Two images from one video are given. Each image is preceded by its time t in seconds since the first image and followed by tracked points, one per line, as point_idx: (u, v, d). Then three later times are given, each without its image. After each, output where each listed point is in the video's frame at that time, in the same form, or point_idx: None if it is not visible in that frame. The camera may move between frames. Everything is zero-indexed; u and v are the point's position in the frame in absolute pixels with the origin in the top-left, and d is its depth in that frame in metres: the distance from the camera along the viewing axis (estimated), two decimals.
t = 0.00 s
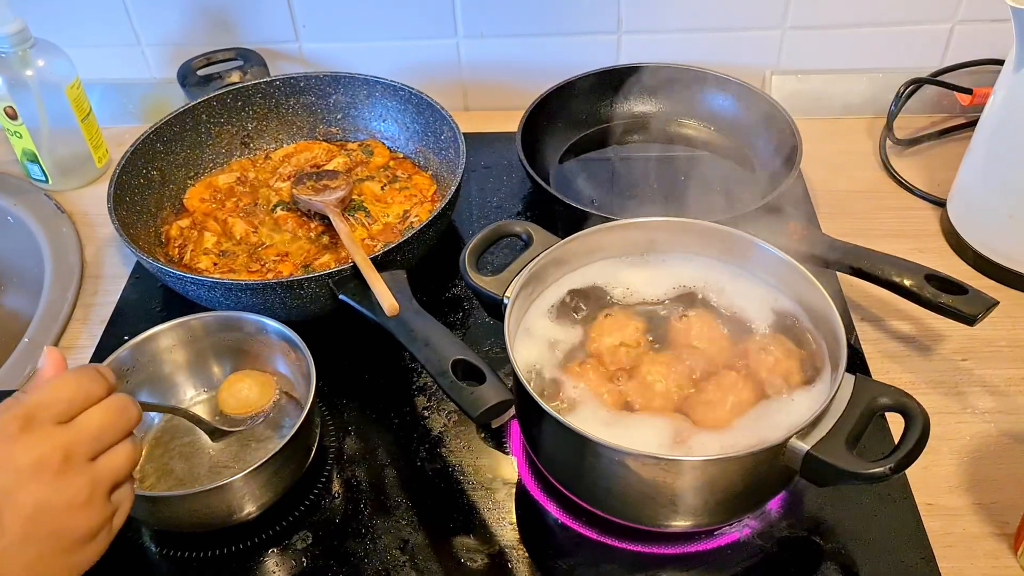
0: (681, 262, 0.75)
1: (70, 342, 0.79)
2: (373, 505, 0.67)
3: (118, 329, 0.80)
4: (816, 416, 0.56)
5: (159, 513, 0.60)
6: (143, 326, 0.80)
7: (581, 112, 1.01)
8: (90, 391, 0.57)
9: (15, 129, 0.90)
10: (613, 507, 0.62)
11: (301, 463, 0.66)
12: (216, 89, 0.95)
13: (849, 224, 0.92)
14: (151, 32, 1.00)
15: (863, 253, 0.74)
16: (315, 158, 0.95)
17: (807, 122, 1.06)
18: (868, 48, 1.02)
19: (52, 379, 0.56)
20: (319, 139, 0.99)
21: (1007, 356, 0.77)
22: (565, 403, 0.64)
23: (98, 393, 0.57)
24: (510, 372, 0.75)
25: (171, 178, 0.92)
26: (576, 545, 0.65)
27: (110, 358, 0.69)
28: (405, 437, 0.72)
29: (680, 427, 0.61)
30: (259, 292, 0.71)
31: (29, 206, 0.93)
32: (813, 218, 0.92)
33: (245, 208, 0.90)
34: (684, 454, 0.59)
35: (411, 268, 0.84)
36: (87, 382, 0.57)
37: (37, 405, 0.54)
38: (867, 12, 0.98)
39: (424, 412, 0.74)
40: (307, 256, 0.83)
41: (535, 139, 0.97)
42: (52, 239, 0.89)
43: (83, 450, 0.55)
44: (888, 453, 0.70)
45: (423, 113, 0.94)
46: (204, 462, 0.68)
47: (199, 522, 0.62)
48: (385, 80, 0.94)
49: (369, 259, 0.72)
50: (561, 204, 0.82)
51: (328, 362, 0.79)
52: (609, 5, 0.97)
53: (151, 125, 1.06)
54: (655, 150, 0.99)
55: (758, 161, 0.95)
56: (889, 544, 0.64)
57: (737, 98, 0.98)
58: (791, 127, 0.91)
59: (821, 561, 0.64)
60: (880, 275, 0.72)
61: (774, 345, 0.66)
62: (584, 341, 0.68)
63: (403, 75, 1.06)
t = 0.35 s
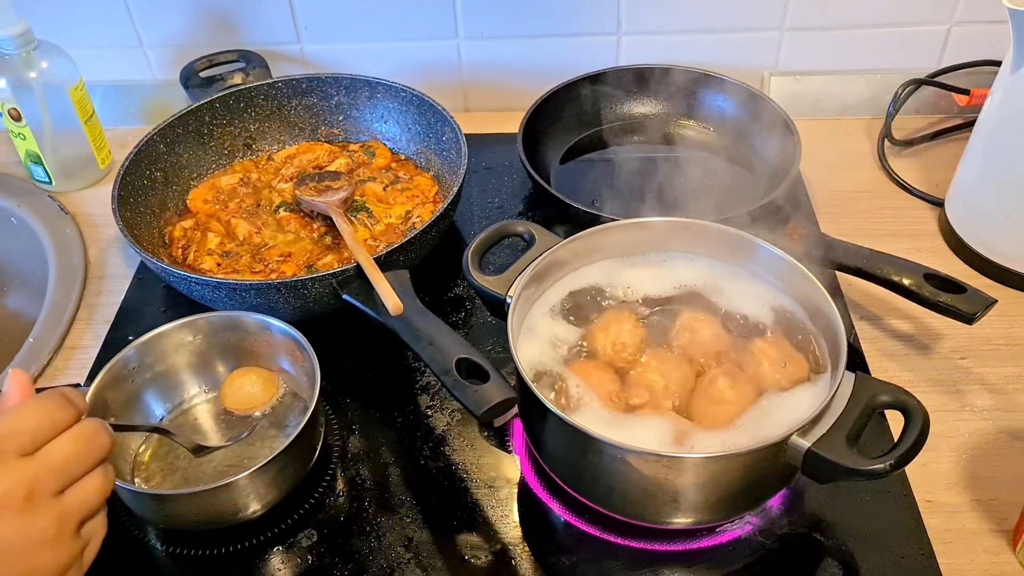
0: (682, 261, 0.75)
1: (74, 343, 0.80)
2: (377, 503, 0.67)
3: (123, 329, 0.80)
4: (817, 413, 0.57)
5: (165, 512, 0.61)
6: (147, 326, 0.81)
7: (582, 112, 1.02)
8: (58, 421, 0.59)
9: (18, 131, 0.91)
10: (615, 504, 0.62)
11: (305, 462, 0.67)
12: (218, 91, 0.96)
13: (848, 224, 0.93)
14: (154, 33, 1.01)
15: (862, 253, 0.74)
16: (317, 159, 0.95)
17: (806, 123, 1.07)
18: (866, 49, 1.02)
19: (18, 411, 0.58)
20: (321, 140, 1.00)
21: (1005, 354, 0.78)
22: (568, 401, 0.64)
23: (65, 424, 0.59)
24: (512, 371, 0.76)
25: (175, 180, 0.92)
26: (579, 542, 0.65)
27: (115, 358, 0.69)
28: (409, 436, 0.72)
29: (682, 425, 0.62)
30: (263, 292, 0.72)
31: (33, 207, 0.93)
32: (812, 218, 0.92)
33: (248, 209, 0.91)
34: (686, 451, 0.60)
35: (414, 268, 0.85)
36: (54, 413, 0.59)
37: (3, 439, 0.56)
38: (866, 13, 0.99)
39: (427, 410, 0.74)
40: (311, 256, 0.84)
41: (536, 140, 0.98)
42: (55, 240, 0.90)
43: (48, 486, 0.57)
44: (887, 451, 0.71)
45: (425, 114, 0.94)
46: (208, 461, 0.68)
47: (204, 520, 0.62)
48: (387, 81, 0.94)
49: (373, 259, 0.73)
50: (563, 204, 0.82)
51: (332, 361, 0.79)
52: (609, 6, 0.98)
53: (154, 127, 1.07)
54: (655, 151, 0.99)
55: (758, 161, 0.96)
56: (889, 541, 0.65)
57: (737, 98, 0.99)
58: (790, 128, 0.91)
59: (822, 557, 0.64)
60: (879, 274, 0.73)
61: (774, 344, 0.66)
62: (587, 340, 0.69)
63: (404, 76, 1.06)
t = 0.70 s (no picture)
0: (672, 272, 0.77)
1: (76, 354, 0.81)
2: (373, 511, 0.68)
3: (123, 341, 0.82)
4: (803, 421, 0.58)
5: (165, 520, 0.62)
6: (147, 337, 0.82)
7: (576, 124, 1.03)
8: (39, 428, 0.61)
9: (20, 146, 0.92)
10: (607, 511, 0.63)
11: (303, 470, 0.68)
12: (217, 105, 0.97)
13: (837, 233, 0.94)
14: (154, 48, 1.02)
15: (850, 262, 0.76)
16: (314, 171, 0.97)
17: (796, 133, 1.08)
18: (855, 61, 1.04)
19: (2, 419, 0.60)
20: (318, 153, 1.01)
21: (991, 361, 0.79)
22: (561, 410, 0.66)
23: (47, 429, 0.61)
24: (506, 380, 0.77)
25: (174, 193, 0.94)
26: (571, 548, 0.66)
27: (116, 370, 0.70)
28: (404, 444, 0.73)
29: (672, 433, 0.63)
30: (261, 304, 0.73)
31: (34, 220, 0.95)
32: (802, 227, 0.94)
33: (246, 221, 0.92)
34: (675, 458, 0.61)
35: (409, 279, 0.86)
36: (36, 419, 0.61)
37: None
38: (854, 25, 1.00)
39: (423, 419, 0.75)
40: (308, 268, 0.85)
41: (530, 152, 0.99)
42: (56, 253, 0.91)
43: (30, 492, 0.59)
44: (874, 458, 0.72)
45: (420, 127, 0.96)
46: (208, 470, 0.70)
47: (203, 529, 0.63)
48: (383, 94, 0.96)
49: (369, 270, 0.74)
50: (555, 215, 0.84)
51: (329, 371, 0.81)
52: (602, 20, 1.00)
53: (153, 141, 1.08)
54: (647, 161, 1.01)
55: (748, 172, 0.98)
56: (875, 545, 0.66)
57: (727, 109, 1.00)
58: (779, 139, 0.93)
59: (810, 563, 0.65)
60: (866, 283, 0.74)
61: (763, 352, 0.68)
62: (580, 349, 0.70)
63: (400, 89, 1.08)
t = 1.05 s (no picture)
0: (662, 270, 0.77)
1: (71, 358, 0.82)
2: (367, 509, 0.69)
3: (118, 344, 0.82)
4: (791, 415, 0.58)
5: (159, 520, 0.63)
6: (142, 340, 0.83)
7: (568, 125, 1.04)
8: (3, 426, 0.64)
9: (15, 152, 0.93)
10: (598, 507, 0.64)
11: (297, 470, 0.68)
12: (211, 110, 0.98)
13: (828, 231, 0.95)
14: (147, 54, 1.03)
15: (838, 259, 0.76)
16: (308, 175, 0.98)
17: (787, 133, 1.09)
18: (844, 61, 1.05)
19: None
20: (312, 156, 1.02)
21: (980, 357, 0.80)
22: (552, 407, 0.66)
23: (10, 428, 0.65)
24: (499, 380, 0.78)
25: (168, 197, 0.94)
26: (564, 544, 0.67)
27: (111, 371, 0.71)
28: (398, 443, 0.74)
29: (662, 429, 0.64)
30: (255, 305, 0.74)
31: (29, 225, 0.95)
32: (792, 226, 0.95)
33: (240, 224, 0.93)
34: (665, 454, 0.62)
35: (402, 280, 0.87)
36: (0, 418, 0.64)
37: None
38: (842, 25, 1.01)
39: (416, 419, 0.76)
40: (302, 270, 0.86)
41: (522, 154, 1.00)
42: (52, 257, 0.92)
43: None
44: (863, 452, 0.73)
45: (412, 130, 0.96)
46: (202, 470, 0.70)
47: (197, 528, 0.64)
48: (375, 98, 0.97)
49: (361, 271, 0.75)
50: (547, 215, 0.84)
51: (323, 372, 0.81)
52: (592, 22, 1.01)
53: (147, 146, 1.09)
54: (639, 162, 1.01)
55: (739, 171, 0.98)
56: (865, 539, 0.66)
57: (717, 110, 1.01)
58: (768, 138, 0.94)
59: (801, 557, 0.66)
60: (855, 280, 0.75)
61: (752, 348, 0.68)
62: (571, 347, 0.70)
63: (393, 93, 1.09)
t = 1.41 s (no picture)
0: (667, 270, 0.78)
1: (79, 363, 0.82)
2: (376, 510, 0.69)
3: (126, 349, 0.83)
4: (798, 412, 0.59)
5: (169, 521, 0.63)
6: (150, 345, 0.83)
7: (571, 129, 1.05)
8: None
9: (22, 158, 0.94)
10: (606, 505, 0.64)
11: (305, 472, 0.68)
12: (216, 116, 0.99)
13: (830, 232, 0.95)
14: (153, 61, 1.04)
15: (842, 258, 0.77)
16: (313, 179, 0.98)
17: (788, 135, 1.10)
18: (845, 62, 1.06)
19: None
20: (317, 161, 1.02)
21: (984, 354, 0.80)
22: (559, 407, 0.66)
23: None
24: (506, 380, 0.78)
25: (175, 203, 0.95)
26: (572, 543, 0.67)
27: (121, 374, 0.71)
28: (406, 445, 0.74)
29: (669, 427, 0.64)
30: (263, 309, 0.74)
31: (36, 232, 0.96)
32: (795, 226, 0.95)
33: (247, 229, 0.93)
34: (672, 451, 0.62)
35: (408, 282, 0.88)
36: None
37: None
38: (843, 27, 1.02)
39: (423, 420, 0.76)
40: (308, 273, 0.86)
41: (527, 157, 1.00)
42: (59, 263, 0.92)
43: None
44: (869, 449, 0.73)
45: (417, 134, 0.97)
46: (211, 472, 0.70)
47: (208, 530, 0.64)
48: (379, 102, 0.97)
49: (368, 274, 0.75)
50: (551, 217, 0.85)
51: (330, 375, 0.82)
52: (594, 26, 1.01)
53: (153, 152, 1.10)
54: (642, 165, 1.02)
55: (742, 173, 0.99)
56: (873, 535, 0.67)
57: (719, 112, 1.02)
58: (770, 139, 0.95)
59: (809, 555, 0.66)
60: (858, 279, 0.75)
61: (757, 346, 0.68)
62: (577, 347, 0.71)
63: (397, 97, 1.09)
